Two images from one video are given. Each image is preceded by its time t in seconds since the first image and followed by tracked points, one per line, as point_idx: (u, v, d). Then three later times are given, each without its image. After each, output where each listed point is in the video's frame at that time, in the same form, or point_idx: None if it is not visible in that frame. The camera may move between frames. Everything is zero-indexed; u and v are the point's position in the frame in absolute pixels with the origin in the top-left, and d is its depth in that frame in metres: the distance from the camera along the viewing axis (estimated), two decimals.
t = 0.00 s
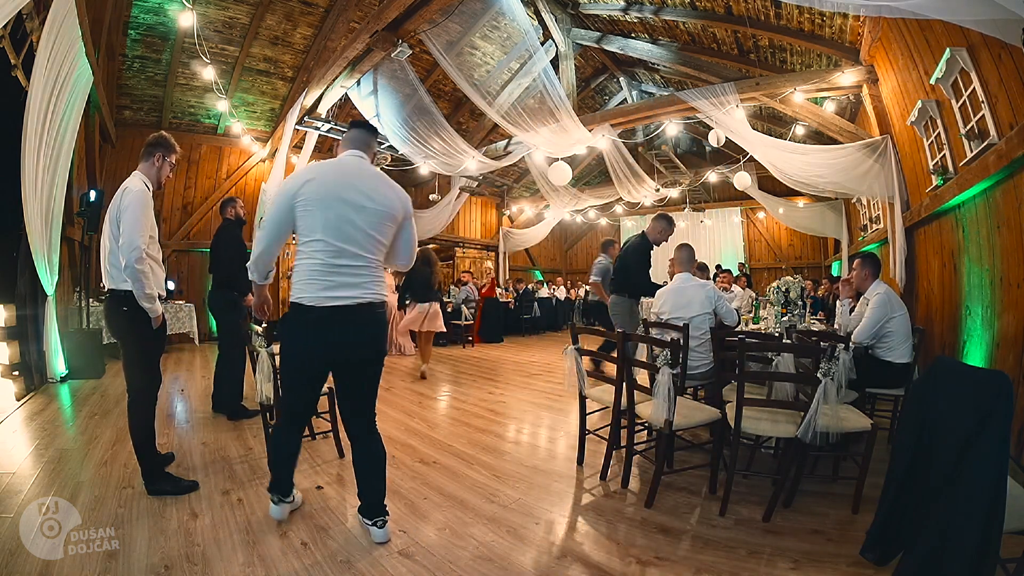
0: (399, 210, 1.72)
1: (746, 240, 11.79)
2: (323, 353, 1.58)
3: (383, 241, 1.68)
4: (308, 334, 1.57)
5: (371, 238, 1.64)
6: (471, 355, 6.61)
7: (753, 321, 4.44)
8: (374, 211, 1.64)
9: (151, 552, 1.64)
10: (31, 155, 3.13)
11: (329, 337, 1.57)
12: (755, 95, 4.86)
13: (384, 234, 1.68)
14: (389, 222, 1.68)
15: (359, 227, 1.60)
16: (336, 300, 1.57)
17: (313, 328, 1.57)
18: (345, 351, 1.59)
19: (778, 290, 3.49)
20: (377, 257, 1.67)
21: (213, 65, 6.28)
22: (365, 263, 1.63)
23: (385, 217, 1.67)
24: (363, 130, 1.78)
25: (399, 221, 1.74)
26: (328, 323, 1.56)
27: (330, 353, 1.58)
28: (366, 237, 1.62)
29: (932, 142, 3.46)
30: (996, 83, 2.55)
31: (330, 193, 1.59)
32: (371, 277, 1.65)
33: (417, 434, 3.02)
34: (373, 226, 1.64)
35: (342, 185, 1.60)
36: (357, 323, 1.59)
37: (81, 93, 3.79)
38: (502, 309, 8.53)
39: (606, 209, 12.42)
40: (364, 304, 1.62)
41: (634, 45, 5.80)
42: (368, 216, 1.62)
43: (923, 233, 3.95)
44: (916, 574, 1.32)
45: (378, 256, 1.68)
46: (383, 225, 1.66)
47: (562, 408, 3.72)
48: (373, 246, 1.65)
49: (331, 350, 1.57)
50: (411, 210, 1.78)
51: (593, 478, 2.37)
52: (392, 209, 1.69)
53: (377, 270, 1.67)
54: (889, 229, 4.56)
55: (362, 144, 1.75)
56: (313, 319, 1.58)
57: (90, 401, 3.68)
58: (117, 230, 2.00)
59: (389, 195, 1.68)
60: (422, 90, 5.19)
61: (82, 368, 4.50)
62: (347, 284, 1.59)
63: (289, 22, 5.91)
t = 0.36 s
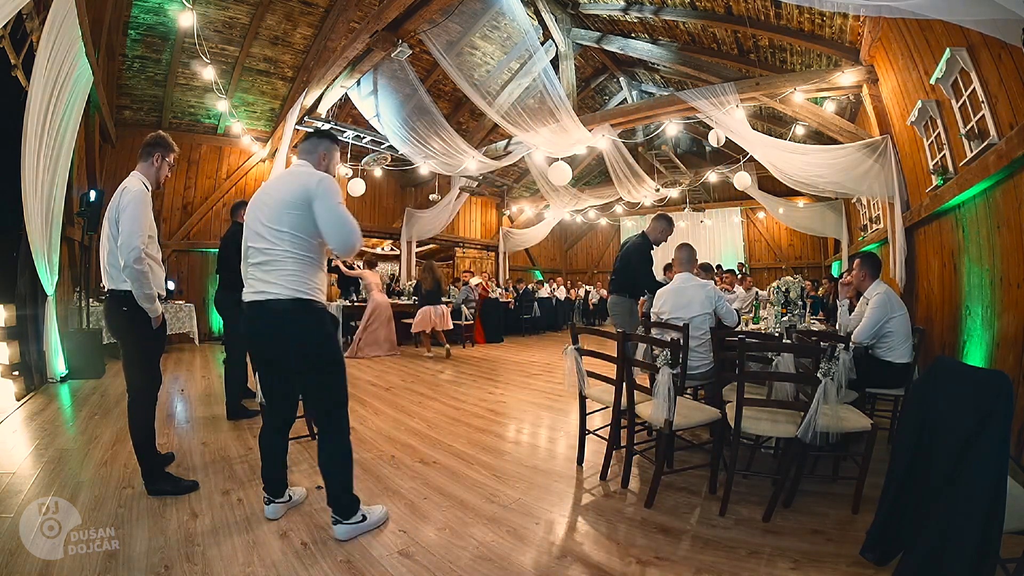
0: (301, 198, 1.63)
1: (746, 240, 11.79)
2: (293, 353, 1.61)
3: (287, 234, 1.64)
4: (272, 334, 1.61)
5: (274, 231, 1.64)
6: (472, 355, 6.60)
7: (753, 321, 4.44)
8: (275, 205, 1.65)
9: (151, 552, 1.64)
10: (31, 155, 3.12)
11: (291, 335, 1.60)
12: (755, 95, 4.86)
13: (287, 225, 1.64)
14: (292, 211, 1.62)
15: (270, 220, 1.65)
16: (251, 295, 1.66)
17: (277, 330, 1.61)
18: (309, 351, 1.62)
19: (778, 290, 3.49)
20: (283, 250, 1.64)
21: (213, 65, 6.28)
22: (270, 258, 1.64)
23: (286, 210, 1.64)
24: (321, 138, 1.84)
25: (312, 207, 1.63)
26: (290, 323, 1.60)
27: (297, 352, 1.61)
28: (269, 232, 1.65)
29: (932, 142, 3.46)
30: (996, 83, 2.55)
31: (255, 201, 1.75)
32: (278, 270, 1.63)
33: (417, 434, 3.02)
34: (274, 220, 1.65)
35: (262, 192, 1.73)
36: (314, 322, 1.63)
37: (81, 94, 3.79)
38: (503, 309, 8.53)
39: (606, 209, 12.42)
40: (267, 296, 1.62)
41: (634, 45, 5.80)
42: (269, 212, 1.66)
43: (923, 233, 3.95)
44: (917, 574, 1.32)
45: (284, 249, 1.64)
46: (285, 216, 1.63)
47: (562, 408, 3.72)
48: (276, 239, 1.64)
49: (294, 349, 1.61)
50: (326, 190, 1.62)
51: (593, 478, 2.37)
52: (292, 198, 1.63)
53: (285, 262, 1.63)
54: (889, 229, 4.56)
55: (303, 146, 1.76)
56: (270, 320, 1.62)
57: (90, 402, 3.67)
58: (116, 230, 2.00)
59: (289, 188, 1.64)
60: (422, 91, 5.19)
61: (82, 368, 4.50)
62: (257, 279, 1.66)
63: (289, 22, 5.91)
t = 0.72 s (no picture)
0: (258, 188, 1.56)
1: (746, 240, 11.80)
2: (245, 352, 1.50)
3: (246, 225, 1.57)
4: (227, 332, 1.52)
5: (237, 224, 1.60)
6: (471, 355, 6.60)
7: (753, 321, 4.44)
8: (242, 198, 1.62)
9: (151, 552, 1.64)
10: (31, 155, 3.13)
11: (244, 333, 1.50)
12: (755, 95, 4.86)
13: (247, 217, 1.58)
14: (252, 202, 1.56)
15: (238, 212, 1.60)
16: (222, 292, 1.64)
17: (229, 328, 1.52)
18: (263, 351, 1.51)
19: (778, 290, 3.49)
20: (240, 242, 1.58)
21: (213, 65, 6.28)
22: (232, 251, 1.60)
23: (248, 201, 1.58)
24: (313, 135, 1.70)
25: (268, 197, 1.54)
26: (243, 320, 1.50)
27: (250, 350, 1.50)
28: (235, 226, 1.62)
29: (932, 142, 3.46)
30: (996, 83, 2.55)
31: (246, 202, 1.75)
32: (235, 263, 1.57)
33: (417, 434, 3.02)
34: (238, 213, 1.61)
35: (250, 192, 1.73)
36: (267, 318, 1.52)
37: (81, 94, 3.79)
38: (502, 309, 8.53)
39: (606, 209, 12.44)
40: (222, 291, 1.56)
41: (634, 45, 5.80)
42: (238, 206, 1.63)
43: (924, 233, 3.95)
44: (917, 573, 1.32)
45: (243, 242, 1.57)
46: (245, 207, 1.58)
47: (562, 408, 3.72)
48: (236, 232, 1.59)
49: (248, 348, 1.50)
50: (278, 176, 1.51)
51: (593, 478, 2.37)
52: (253, 189, 1.58)
53: (241, 254, 1.56)
54: (889, 229, 4.55)
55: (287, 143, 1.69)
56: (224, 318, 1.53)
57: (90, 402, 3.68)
58: (116, 229, 2.00)
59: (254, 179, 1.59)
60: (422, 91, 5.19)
61: (82, 368, 4.50)
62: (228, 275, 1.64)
63: (289, 23, 5.91)
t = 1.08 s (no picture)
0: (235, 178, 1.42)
1: (746, 240, 11.80)
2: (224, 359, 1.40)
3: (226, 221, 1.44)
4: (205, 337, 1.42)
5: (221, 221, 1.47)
6: (472, 355, 6.59)
7: (754, 321, 4.44)
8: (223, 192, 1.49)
9: (151, 552, 1.64)
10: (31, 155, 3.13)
11: (221, 342, 1.38)
12: (755, 95, 4.85)
13: (226, 211, 1.44)
14: (232, 195, 1.42)
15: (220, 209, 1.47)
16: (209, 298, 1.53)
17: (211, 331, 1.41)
18: (238, 361, 1.39)
19: (778, 290, 3.48)
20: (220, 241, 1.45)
21: (213, 65, 6.27)
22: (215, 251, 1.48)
23: (227, 194, 1.45)
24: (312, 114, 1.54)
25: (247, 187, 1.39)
26: (217, 326, 1.38)
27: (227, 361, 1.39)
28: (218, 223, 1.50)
29: (932, 142, 3.46)
30: (996, 83, 2.55)
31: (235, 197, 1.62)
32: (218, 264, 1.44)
33: (417, 434, 3.02)
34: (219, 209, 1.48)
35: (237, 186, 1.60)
36: (244, 326, 1.39)
37: (81, 94, 3.79)
38: (502, 309, 8.52)
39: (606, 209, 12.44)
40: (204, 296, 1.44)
41: (634, 45, 5.80)
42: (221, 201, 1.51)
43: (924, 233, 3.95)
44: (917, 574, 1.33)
45: (223, 240, 1.44)
46: (227, 200, 1.44)
47: (562, 408, 3.71)
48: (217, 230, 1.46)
49: (223, 355, 1.39)
50: (256, 164, 1.35)
51: (593, 478, 2.37)
52: (231, 180, 1.44)
53: (223, 254, 1.43)
54: (889, 229, 4.55)
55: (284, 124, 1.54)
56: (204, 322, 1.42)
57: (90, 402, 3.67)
58: (117, 230, 2.00)
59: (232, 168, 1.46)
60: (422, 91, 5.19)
61: (82, 368, 4.50)
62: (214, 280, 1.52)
63: (289, 22, 5.91)
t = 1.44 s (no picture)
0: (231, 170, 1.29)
1: (746, 240, 11.81)
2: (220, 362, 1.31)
3: (226, 218, 1.33)
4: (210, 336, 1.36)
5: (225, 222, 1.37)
6: (472, 355, 6.59)
7: (754, 321, 4.43)
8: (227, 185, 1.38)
9: (151, 552, 1.64)
10: (31, 156, 3.13)
11: (218, 344, 1.29)
12: (755, 95, 4.85)
13: (226, 208, 1.33)
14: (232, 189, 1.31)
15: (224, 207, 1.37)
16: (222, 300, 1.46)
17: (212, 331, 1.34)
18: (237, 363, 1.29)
19: (778, 290, 3.48)
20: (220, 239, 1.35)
21: (213, 65, 6.28)
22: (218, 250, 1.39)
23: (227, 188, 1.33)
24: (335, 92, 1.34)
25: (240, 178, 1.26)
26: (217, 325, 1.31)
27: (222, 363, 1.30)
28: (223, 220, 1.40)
29: (932, 142, 3.46)
30: (996, 83, 2.56)
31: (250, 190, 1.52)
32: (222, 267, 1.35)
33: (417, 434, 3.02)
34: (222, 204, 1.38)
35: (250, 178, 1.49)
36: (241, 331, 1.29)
37: (81, 94, 3.79)
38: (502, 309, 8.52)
39: (606, 209, 12.44)
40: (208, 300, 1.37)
41: (634, 45, 5.80)
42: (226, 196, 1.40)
43: (924, 233, 3.95)
44: (917, 574, 1.33)
45: (223, 239, 1.34)
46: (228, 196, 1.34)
47: (562, 408, 3.72)
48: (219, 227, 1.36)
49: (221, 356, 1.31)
50: (244, 150, 1.21)
51: (593, 478, 2.37)
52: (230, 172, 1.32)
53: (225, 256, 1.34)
54: (889, 229, 4.56)
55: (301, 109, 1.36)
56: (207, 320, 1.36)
57: (90, 402, 3.68)
58: (117, 230, 2.00)
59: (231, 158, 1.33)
60: (422, 91, 5.19)
61: (82, 368, 4.50)
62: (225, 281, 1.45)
63: (289, 23, 5.91)
